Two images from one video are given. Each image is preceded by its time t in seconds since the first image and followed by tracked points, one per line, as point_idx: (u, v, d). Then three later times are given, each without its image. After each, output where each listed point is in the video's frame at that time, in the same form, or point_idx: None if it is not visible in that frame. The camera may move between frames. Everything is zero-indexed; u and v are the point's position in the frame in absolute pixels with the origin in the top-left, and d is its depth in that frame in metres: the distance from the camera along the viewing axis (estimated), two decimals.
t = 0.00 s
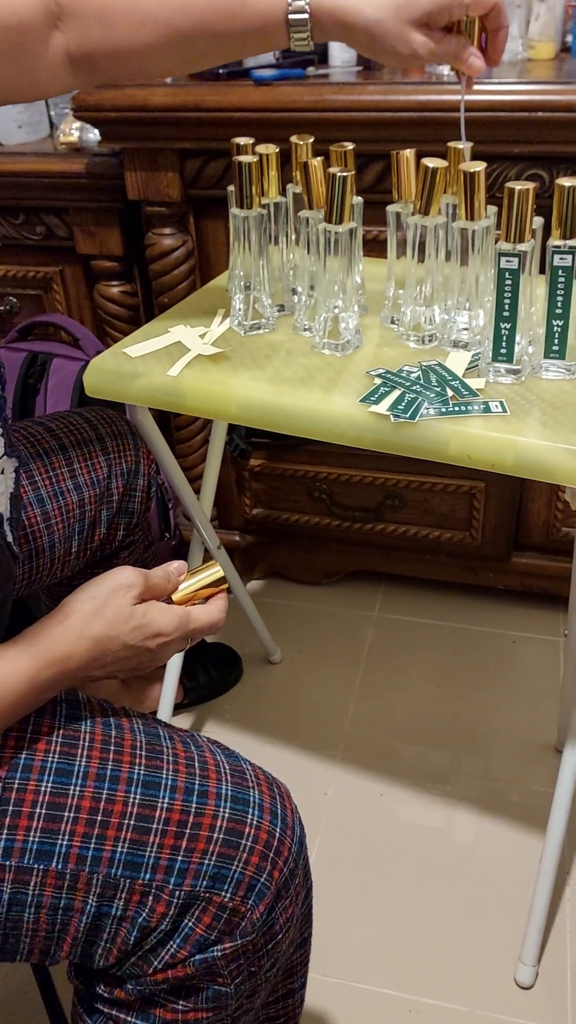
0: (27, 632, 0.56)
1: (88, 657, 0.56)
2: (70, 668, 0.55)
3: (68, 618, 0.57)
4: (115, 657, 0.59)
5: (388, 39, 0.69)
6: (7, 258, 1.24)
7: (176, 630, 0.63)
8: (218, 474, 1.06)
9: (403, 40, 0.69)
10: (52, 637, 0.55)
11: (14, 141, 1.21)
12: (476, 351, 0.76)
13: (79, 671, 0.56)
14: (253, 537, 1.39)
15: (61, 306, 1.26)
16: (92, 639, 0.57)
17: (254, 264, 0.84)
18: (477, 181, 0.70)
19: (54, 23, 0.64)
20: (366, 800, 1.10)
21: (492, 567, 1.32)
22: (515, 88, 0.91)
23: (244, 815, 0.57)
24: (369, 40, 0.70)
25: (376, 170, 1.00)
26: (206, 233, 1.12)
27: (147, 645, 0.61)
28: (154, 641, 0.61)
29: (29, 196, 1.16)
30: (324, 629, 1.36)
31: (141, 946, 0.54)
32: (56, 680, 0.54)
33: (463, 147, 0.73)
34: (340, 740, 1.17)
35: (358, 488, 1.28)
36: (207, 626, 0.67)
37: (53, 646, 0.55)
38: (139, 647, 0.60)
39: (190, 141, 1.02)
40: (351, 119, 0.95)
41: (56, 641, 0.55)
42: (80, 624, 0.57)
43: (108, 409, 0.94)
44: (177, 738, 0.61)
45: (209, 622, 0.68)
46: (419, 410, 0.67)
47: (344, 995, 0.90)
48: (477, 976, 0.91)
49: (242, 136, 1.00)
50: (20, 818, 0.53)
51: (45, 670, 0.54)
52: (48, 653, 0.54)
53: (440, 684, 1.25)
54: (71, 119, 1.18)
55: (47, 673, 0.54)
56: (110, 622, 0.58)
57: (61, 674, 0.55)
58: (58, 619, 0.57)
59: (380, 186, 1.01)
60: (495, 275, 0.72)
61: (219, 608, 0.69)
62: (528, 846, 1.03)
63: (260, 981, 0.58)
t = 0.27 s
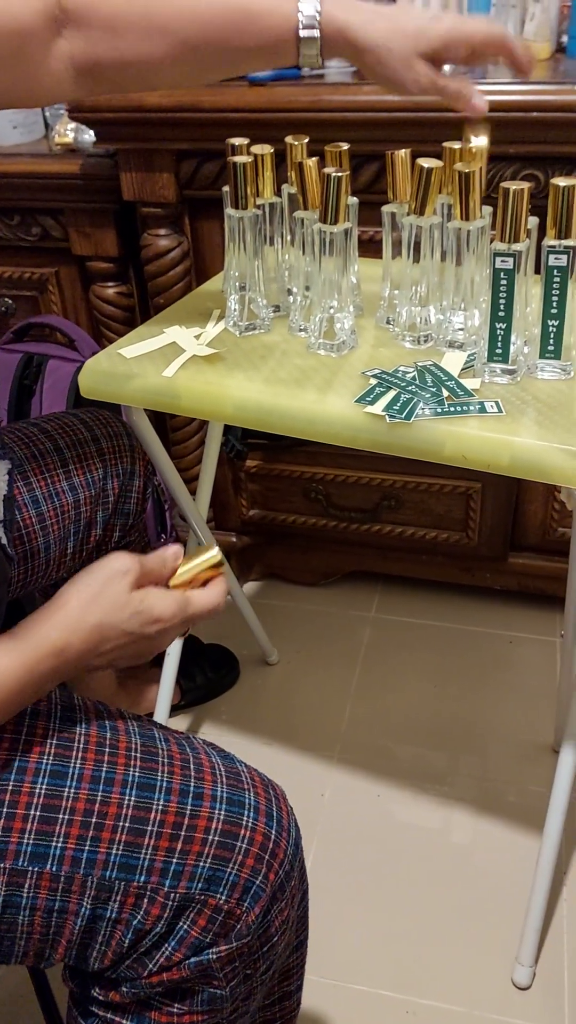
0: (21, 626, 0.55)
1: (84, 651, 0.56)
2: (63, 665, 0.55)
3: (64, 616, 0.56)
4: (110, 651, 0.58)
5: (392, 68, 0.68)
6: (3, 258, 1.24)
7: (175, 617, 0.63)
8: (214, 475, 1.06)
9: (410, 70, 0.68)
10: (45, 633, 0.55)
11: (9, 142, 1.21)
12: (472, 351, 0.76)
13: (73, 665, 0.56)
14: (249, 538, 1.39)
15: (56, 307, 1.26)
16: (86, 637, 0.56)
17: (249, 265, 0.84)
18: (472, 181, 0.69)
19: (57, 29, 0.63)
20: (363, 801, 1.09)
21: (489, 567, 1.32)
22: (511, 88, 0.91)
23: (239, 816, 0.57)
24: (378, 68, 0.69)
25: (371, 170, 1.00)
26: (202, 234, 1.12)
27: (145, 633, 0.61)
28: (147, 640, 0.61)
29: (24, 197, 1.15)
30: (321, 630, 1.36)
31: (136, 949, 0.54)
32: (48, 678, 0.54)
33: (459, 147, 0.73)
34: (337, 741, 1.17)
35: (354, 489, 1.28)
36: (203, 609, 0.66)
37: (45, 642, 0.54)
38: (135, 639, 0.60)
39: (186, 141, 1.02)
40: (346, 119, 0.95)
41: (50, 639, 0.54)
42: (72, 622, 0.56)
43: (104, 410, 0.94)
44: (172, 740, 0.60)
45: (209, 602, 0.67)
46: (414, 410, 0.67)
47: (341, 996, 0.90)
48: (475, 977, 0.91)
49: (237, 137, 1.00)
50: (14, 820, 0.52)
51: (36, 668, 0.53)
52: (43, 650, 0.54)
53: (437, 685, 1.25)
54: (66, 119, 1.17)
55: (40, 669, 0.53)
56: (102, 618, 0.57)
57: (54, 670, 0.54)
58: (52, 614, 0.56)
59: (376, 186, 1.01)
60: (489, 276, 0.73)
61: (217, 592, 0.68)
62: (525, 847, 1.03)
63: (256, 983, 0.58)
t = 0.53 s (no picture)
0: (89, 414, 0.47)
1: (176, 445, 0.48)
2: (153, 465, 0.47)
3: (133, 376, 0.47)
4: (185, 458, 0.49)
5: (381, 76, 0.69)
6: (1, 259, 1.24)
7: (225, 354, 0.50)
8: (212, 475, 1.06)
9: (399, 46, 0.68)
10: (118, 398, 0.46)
11: (6, 143, 1.20)
12: (469, 351, 0.76)
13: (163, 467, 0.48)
14: (248, 539, 1.39)
15: (54, 308, 1.26)
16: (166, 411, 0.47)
17: (246, 265, 0.85)
18: (469, 180, 0.69)
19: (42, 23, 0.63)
20: (362, 802, 1.09)
21: (487, 567, 1.32)
22: (508, 88, 0.91)
23: (240, 817, 0.57)
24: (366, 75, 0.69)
25: (369, 171, 1.00)
26: (200, 235, 1.12)
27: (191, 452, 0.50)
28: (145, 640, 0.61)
29: (21, 198, 1.15)
30: (319, 631, 1.36)
31: (137, 950, 0.53)
32: (139, 487, 0.46)
33: (454, 147, 0.73)
34: (336, 742, 1.17)
35: (352, 489, 1.28)
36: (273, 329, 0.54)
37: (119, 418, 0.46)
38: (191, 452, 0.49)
39: (183, 142, 1.02)
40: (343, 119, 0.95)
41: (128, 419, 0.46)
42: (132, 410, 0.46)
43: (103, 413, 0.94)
44: (173, 740, 0.60)
45: (271, 340, 0.53)
46: (412, 410, 0.67)
47: (340, 997, 0.90)
48: (474, 979, 0.91)
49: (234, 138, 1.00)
50: (14, 821, 0.52)
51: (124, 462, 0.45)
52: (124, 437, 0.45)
53: (436, 685, 1.25)
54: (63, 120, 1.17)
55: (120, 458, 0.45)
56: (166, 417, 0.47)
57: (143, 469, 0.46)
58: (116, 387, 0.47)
59: (374, 186, 1.01)
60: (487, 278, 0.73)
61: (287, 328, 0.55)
62: (524, 848, 1.03)
63: (257, 984, 0.57)
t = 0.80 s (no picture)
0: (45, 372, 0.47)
1: (164, 361, 0.51)
2: (131, 405, 0.49)
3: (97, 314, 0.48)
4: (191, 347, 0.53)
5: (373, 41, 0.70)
6: None
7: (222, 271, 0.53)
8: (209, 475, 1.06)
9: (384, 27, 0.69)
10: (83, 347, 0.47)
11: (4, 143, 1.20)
12: (468, 352, 0.76)
13: (151, 384, 0.50)
14: (246, 540, 1.39)
15: (52, 308, 1.26)
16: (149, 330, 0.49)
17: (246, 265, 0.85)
18: (468, 181, 0.69)
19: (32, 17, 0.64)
20: (360, 802, 1.09)
21: (486, 567, 1.32)
22: (507, 88, 0.91)
23: (233, 815, 0.57)
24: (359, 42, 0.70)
25: (367, 171, 1.00)
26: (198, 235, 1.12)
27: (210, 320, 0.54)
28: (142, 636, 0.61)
29: (19, 198, 1.15)
30: (317, 632, 1.36)
31: (132, 949, 0.53)
32: (132, 391, 0.48)
33: (453, 147, 0.73)
34: (335, 743, 1.17)
35: (351, 489, 1.28)
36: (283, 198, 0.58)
37: (86, 364, 0.47)
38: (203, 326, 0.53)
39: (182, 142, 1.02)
40: (342, 120, 0.95)
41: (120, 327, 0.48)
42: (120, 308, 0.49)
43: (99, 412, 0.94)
44: (166, 739, 0.60)
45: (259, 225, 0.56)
46: (411, 410, 0.67)
47: (339, 997, 0.90)
48: (473, 979, 0.91)
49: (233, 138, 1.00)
50: (8, 821, 0.52)
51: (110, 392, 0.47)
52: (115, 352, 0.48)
53: (434, 686, 1.25)
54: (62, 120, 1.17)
55: (98, 407, 0.47)
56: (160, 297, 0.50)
57: (115, 414, 0.48)
58: (79, 339, 0.47)
59: (372, 187, 1.01)
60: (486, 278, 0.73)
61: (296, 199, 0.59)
62: (523, 847, 1.03)
63: (252, 982, 0.57)
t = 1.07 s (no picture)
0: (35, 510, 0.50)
1: (121, 549, 0.51)
2: (83, 578, 0.49)
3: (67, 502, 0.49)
4: (154, 543, 0.53)
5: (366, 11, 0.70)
6: None
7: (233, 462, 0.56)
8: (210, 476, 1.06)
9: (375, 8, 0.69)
10: (44, 529, 0.48)
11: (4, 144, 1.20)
12: (469, 352, 0.76)
13: (118, 555, 0.51)
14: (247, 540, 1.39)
15: (52, 308, 1.26)
16: (115, 524, 0.50)
17: (246, 267, 0.84)
18: (468, 181, 0.69)
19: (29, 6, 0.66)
20: (361, 802, 1.09)
21: (486, 567, 1.32)
22: (507, 88, 0.91)
23: (239, 817, 0.57)
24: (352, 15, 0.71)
25: (367, 171, 1.00)
26: (198, 235, 1.12)
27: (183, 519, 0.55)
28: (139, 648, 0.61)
29: (19, 199, 1.15)
30: (318, 632, 1.36)
31: (137, 951, 0.53)
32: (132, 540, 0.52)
33: (453, 147, 0.73)
34: (335, 743, 1.17)
35: (351, 489, 1.28)
36: (270, 430, 0.57)
37: (74, 511, 0.49)
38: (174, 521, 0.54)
39: (182, 142, 1.02)
40: (342, 120, 0.95)
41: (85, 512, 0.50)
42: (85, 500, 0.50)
43: (101, 413, 0.94)
44: (171, 740, 0.60)
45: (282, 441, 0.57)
46: (412, 410, 0.67)
47: (340, 997, 0.90)
48: (474, 979, 0.91)
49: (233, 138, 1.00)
50: (12, 822, 0.52)
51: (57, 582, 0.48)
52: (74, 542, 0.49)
53: (435, 686, 1.25)
54: (61, 120, 1.17)
55: (45, 593, 0.47)
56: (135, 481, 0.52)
57: (61, 586, 0.48)
58: (42, 521, 0.49)
59: (372, 187, 1.01)
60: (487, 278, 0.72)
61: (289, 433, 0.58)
62: (524, 847, 1.03)
63: (257, 984, 0.57)
